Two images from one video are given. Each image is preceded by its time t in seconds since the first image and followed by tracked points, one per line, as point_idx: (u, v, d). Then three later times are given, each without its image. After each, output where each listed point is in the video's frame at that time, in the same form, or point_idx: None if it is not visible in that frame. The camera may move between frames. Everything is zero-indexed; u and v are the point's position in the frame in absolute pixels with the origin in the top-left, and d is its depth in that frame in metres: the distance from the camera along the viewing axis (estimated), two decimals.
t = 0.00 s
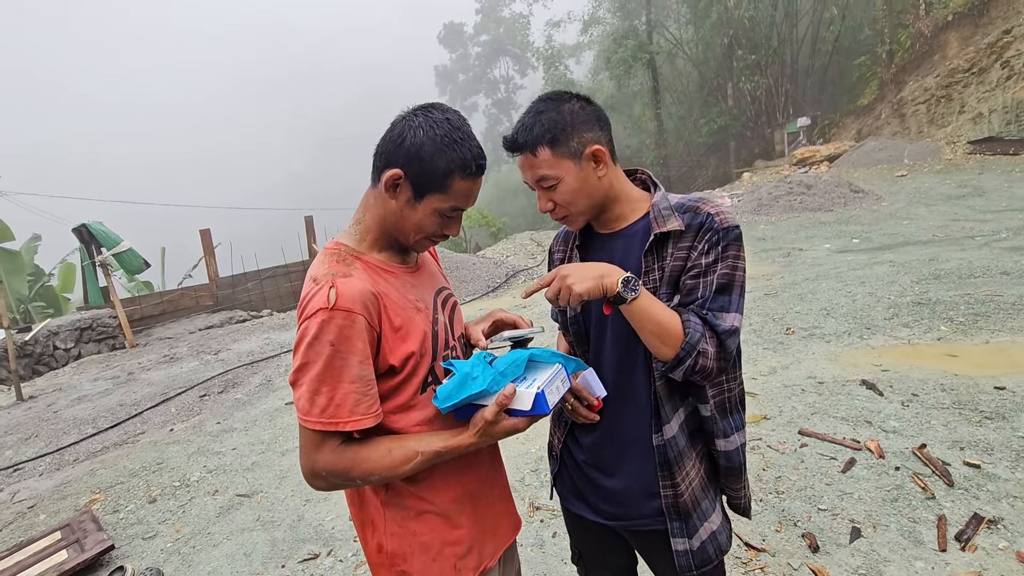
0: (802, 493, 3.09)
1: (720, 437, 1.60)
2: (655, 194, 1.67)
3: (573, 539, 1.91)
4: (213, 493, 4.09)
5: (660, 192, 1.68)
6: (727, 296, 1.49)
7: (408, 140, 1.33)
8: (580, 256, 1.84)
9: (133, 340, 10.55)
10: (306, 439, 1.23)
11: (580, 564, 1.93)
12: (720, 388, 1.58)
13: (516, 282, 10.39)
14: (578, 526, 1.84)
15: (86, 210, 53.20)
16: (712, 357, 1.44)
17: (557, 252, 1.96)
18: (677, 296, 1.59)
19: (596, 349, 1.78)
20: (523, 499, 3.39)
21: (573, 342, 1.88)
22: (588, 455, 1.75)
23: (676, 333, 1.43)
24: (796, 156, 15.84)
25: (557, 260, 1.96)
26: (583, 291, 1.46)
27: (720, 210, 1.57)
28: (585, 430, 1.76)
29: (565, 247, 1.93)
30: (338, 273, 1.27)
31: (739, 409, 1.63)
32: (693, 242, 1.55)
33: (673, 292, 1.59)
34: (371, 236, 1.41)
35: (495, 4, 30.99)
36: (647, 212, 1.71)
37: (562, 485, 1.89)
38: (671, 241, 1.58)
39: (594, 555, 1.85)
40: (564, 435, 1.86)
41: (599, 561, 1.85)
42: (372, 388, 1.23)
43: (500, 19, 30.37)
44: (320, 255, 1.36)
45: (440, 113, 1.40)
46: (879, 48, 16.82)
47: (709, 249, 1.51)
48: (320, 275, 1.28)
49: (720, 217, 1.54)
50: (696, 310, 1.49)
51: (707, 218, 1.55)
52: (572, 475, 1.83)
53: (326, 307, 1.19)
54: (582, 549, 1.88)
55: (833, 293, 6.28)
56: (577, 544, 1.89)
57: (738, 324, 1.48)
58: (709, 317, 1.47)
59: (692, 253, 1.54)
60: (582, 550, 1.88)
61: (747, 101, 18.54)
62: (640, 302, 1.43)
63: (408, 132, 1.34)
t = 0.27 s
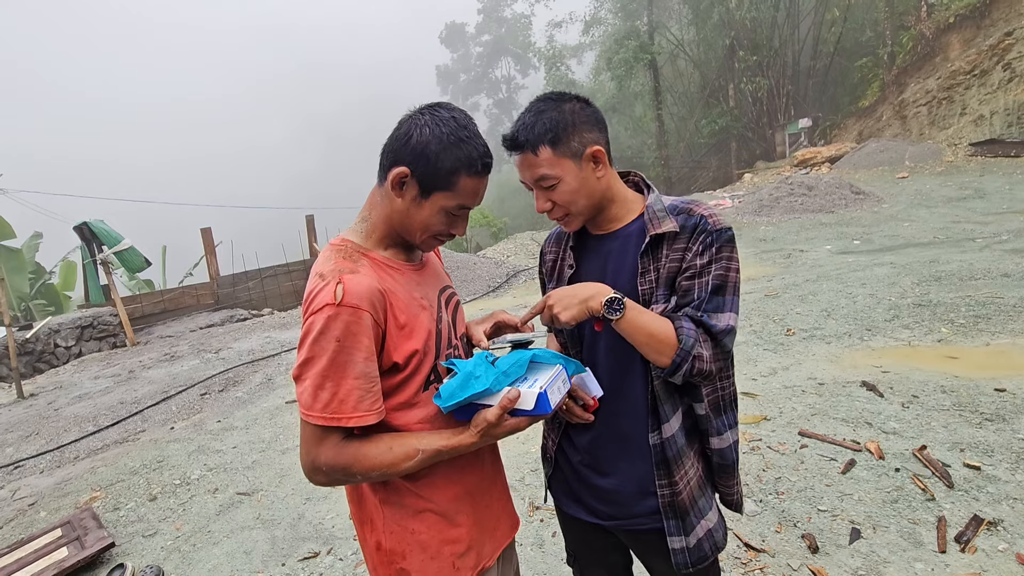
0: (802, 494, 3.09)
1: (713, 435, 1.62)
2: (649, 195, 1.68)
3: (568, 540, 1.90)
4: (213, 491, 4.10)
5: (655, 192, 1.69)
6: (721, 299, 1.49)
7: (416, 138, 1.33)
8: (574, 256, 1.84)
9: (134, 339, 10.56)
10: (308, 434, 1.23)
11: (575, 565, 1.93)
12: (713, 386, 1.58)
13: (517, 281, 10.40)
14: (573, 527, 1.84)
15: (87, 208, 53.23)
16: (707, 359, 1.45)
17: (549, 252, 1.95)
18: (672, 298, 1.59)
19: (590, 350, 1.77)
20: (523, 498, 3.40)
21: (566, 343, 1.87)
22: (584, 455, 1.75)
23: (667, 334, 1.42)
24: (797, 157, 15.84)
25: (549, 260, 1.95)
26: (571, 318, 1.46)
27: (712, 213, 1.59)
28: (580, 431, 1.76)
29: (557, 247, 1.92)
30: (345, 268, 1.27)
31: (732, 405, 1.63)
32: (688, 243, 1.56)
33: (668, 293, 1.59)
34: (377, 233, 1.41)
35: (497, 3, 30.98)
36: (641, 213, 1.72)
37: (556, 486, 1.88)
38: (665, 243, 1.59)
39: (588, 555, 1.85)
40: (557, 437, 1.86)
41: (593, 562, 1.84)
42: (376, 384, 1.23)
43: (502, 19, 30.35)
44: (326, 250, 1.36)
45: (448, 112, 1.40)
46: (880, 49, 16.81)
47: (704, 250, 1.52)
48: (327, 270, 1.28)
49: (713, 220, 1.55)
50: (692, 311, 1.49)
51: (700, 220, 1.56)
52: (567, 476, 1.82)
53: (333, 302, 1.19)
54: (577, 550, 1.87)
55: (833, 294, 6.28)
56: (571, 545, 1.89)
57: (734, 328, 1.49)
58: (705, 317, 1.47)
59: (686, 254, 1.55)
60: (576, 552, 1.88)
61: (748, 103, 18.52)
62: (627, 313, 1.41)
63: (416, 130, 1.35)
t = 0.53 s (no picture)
0: (802, 494, 3.09)
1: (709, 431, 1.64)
2: (643, 196, 1.69)
3: (564, 541, 1.89)
4: (214, 490, 4.10)
5: (648, 193, 1.69)
6: (718, 298, 1.51)
7: (424, 137, 1.33)
8: (568, 257, 1.83)
9: (134, 337, 10.57)
10: (312, 433, 1.22)
11: (571, 565, 1.92)
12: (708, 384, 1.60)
13: (517, 282, 10.41)
14: (569, 527, 1.83)
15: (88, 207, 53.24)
16: (709, 357, 1.45)
17: (542, 253, 1.94)
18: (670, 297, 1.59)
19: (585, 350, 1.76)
20: (523, 498, 3.40)
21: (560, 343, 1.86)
22: (580, 455, 1.75)
23: (673, 334, 1.42)
24: (798, 158, 15.84)
25: (543, 260, 1.94)
26: (578, 314, 1.45)
27: (705, 212, 1.60)
28: (576, 431, 1.76)
29: (550, 248, 1.91)
30: (352, 267, 1.27)
31: (723, 401, 1.65)
32: (684, 243, 1.56)
33: (665, 293, 1.60)
34: (382, 232, 1.41)
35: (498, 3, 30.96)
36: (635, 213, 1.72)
37: (552, 486, 1.87)
38: (661, 242, 1.59)
39: (585, 555, 1.84)
40: (553, 438, 1.85)
41: (590, 561, 1.84)
42: (380, 384, 1.23)
43: (503, 19, 30.34)
44: (332, 248, 1.36)
45: (455, 112, 1.41)
46: (882, 51, 16.81)
47: (699, 250, 1.53)
48: (332, 268, 1.28)
49: (707, 220, 1.56)
50: (692, 311, 1.50)
51: (694, 219, 1.57)
52: (563, 475, 1.82)
53: (340, 301, 1.19)
54: (574, 551, 1.87)
55: (834, 295, 6.29)
56: (568, 546, 1.88)
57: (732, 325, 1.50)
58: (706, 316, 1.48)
59: (683, 253, 1.56)
60: (573, 552, 1.87)
61: (749, 104, 18.53)
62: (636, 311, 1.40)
63: (424, 130, 1.35)
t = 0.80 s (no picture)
0: (802, 494, 3.09)
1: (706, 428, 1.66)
2: (637, 198, 1.69)
3: (561, 541, 1.88)
4: (213, 488, 4.10)
5: (642, 195, 1.70)
6: (720, 298, 1.53)
7: (427, 137, 1.33)
8: (562, 257, 1.80)
9: (134, 335, 10.57)
10: (315, 434, 1.22)
11: (568, 565, 1.91)
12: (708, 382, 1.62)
13: (517, 281, 10.40)
14: (566, 527, 1.82)
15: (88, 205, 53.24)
16: (716, 358, 1.48)
17: (535, 253, 1.91)
18: (672, 298, 1.60)
19: (581, 350, 1.74)
20: (522, 497, 3.40)
21: (555, 343, 1.81)
22: (576, 455, 1.74)
23: (681, 340, 1.43)
24: (798, 158, 15.83)
25: (536, 261, 1.91)
26: (591, 323, 1.39)
27: (701, 213, 1.62)
28: (573, 431, 1.74)
29: (544, 248, 1.89)
30: (354, 268, 1.27)
31: (722, 397, 1.67)
32: (683, 243, 1.57)
33: (668, 294, 1.60)
34: (384, 232, 1.41)
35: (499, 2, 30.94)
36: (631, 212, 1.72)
37: (549, 487, 1.86)
38: (659, 243, 1.60)
39: (582, 556, 1.83)
40: (548, 439, 1.83)
41: (587, 561, 1.83)
42: (383, 385, 1.23)
43: (503, 18, 30.32)
44: (333, 249, 1.35)
45: (459, 112, 1.41)
46: (882, 51, 16.80)
47: (699, 251, 1.55)
48: (334, 269, 1.27)
49: (704, 220, 1.58)
50: (697, 313, 1.52)
51: (691, 221, 1.58)
52: (558, 475, 1.81)
53: (343, 302, 1.18)
54: (571, 552, 1.86)
55: (834, 296, 6.29)
56: (565, 546, 1.87)
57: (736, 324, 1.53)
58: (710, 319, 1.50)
59: (683, 255, 1.57)
60: (570, 552, 1.86)
61: (750, 104, 18.51)
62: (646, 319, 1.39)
63: (427, 130, 1.34)
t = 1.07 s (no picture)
0: (801, 494, 3.09)
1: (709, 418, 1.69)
2: (633, 198, 1.71)
3: (559, 541, 1.87)
4: (213, 485, 4.10)
5: (637, 195, 1.72)
6: (721, 302, 1.55)
7: (428, 134, 1.33)
8: (557, 257, 1.78)
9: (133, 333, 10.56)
10: (317, 436, 1.21)
11: (566, 565, 1.91)
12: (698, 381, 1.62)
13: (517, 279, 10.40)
14: (563, 526, 1.82)
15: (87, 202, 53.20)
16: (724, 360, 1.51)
17: (527, 253, 1.89)
18: (676, 301, 1.61)
19: (577, 349, 1.74)
20: (521, 496, 3.40)
21: (549, 343, 1.84)
22: (573, 453, 1.73)
23: (695, 350, 1.47)
24: (798, 158, 15.83)
25: (528, 260, 1.88)
26: (612, 337, 1.38)
27: (695, 213, 1.64)
28: (570, 430, 1.73)
29: (536, 247, 1.86)
30: (355, 268, 1.26)
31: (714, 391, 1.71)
32: (681, 246, 1.58)
33: (672, 297, 1.61)
34: (384, 231, 1.40)
35: None
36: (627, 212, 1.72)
37: (545, 487, 1.85)
38: (655, 244, 1.61)
39: (580, 555, 1.83)
40: (544, 438, 1.82)
41: (585, 559, 1.83)
42: (385, 386, 1.22)
43: (503, 16, 30.28)
44: (333, 249, 1.35)
45: (457, 106, 1.41)
46: (883, 51, 16.79)
47: (698, 253, 1.55)
48: (335, 269, 1.26)
49: (699, 221, 1.60)
50: (703, 317, 1.55)
51: (687, 223, 1.60)
52: (555, 474, 1.80)
53: (344, 303, 1.18)
54: (569, 550, 1.86)
55: (834, 295, 6.28)
56: (563, 546, 1.87)
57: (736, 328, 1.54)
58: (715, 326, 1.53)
59: (682, 257, 1.58)
60: (568, 552, 1.86)
61: (750, 103, 18.49)
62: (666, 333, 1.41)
63: (428, 127, 1.34)
